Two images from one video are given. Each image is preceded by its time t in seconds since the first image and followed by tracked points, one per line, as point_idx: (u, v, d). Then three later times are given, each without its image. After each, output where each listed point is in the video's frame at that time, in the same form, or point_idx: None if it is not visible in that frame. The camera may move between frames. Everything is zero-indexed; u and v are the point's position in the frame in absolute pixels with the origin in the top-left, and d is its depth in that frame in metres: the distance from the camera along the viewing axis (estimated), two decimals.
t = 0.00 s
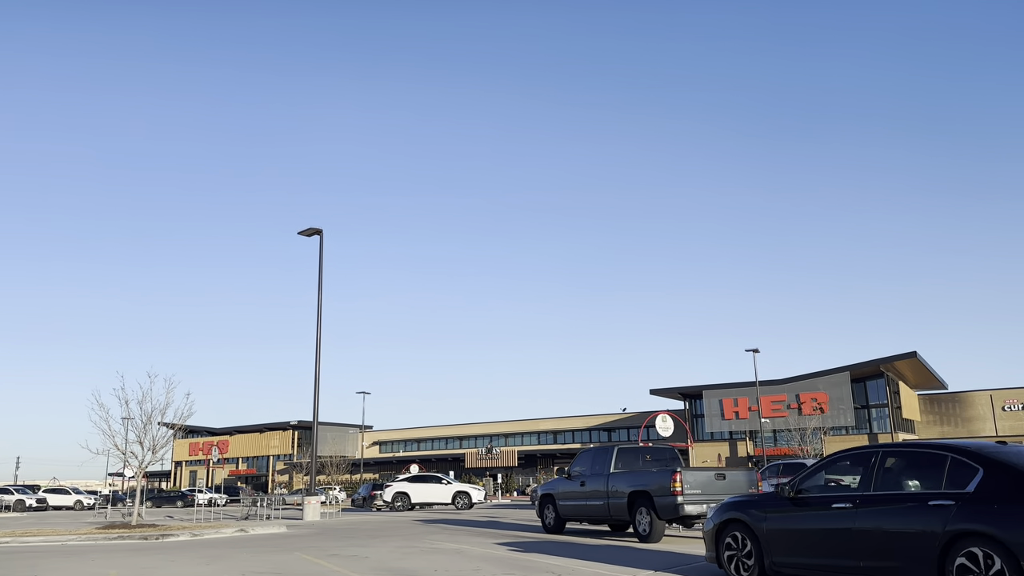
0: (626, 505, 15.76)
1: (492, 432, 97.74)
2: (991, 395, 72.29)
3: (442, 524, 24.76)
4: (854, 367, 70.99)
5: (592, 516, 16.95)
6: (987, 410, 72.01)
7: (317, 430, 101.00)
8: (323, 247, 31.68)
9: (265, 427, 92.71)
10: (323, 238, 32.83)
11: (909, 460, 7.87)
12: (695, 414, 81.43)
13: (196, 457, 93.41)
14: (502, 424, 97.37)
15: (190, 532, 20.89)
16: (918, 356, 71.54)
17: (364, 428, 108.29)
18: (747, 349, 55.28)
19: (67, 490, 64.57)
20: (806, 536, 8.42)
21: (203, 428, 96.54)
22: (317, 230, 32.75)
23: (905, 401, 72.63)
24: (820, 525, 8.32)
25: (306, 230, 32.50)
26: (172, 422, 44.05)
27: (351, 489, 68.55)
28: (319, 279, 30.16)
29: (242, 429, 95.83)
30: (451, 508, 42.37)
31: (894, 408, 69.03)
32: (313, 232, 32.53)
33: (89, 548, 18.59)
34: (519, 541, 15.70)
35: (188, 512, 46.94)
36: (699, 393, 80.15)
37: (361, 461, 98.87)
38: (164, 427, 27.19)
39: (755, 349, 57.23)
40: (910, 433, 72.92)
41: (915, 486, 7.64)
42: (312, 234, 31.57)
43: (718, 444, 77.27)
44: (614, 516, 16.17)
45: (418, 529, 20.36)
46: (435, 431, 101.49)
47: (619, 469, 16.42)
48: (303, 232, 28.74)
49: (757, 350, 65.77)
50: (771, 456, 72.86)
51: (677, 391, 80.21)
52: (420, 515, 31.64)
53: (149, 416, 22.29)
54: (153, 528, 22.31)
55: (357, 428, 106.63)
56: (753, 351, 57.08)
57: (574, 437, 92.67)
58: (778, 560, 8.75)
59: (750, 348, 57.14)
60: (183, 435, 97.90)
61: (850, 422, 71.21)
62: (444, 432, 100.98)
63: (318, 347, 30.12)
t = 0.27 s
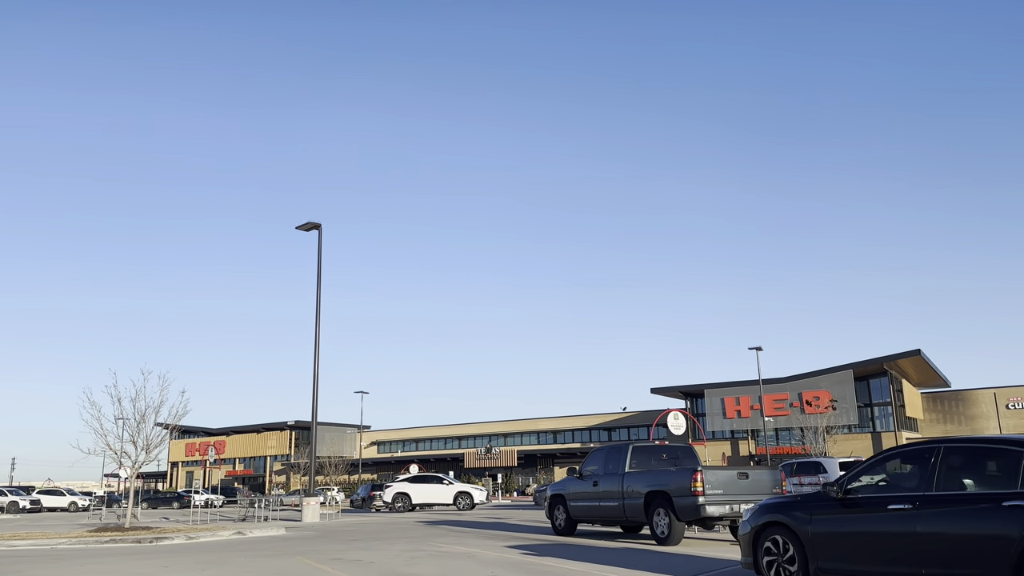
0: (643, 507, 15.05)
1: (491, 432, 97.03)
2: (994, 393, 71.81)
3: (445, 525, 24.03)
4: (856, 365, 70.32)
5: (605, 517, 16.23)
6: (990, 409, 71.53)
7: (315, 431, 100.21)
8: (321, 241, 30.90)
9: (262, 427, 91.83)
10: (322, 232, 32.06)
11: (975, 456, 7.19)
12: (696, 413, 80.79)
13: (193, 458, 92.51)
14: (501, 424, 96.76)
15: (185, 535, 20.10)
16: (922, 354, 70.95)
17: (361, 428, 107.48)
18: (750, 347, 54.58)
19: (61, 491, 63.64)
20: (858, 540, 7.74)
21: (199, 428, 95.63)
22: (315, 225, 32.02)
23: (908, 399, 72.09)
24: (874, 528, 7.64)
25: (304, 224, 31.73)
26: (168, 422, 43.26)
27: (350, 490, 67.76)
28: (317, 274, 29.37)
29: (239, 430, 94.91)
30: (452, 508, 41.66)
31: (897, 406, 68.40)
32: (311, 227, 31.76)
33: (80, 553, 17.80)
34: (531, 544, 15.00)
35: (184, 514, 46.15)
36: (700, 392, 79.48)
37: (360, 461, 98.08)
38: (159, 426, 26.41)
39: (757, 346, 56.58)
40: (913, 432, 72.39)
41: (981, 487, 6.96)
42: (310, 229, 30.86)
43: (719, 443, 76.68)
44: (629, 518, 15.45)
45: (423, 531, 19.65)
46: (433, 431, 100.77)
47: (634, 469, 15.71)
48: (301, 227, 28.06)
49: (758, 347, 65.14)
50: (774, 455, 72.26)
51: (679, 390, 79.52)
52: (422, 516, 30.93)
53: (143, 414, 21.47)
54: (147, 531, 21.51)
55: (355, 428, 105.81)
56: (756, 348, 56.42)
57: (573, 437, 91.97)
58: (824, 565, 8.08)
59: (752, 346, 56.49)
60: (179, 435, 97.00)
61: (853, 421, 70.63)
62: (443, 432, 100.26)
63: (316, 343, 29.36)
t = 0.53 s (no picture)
0: (662, 507, 14.34)
1: (491, 431, 96.36)
2: (999, 389, 71.32)
3: (451, 526, 23.35)
4: (861, 362, 69.72)
5: (621, 518, 15.53)
6: (995, 405, 71.06)
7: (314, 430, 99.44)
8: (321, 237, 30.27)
9: (260, 427, 91.05)
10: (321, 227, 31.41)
11: None
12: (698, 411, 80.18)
13: (191, 458, 91.70)
14: (501, 423, 96.10)
15: (182, 538, 19.31)
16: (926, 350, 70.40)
17: (360, 428, 106.73)
18: (753, 344, 53.84)
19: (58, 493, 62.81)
20: (921, 544, 7.06)
21: (197, 428, 94.84)
22: (315, 219, 31.33)
23: (913, 396, 71.56)
24: (938, 531, 6.96)
25: (302, 219, 31.07)
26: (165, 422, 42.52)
27: (350, 490, 67.02)
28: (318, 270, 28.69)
29: (237, 430, 94.13)
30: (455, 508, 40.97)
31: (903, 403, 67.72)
32: (310, 221, 31.09)
33: (72, 557, 17.06)
34: (545, 547, 14.35)
35: (182, 515, 45.41)
36: (702, 390, 78.86)
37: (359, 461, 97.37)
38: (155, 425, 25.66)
39: (761, 345, 55.87)
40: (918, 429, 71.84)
41: None
42: (309, 223, 30.20)
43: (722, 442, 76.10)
44: (647, 518, 14.76)
45: (429, 533, 18.97)
46: (433, 430, 100.08)
47: (652, 468, 15.03)
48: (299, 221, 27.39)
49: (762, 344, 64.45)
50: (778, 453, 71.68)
51: (680, 388, 78.87)
52: (425, 517, 30.26)
53: (137, 412, 20.70)
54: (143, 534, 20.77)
55: (354, 427, 105.07)
56: (760, 346, 55.72)
57: (574, 436, 91.29)
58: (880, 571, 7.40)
59: (756, 344, 55.80)
60: (176, 435, 96.17)
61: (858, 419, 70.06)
62: (442, 432, 99.57)
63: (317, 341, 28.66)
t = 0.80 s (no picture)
0: (682, 509, 13.65)
1: (492, 431, 95.66)
2: (1005, 387, 70.71)
3: (457, 528, 22.67)
4: (866, 360, 69.06)
5: (639, 520, 14.83)
6: (1001, 403, 70.45)
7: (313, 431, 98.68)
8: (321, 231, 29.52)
9: (259, 428, 90.29)
10: (321, 221, 30.67)
11: None
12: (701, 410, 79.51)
13: (189, 459, 90.92)
14: (502, 423, 95.36)
15: (179, 541, 18.52)
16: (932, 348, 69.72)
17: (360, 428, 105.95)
18: (758, 342, 53.26)
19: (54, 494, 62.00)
20: (996, 550, 6.35)
21: (195, 429, 94.07)
22: (316, 213, 30.60)
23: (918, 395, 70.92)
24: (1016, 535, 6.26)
25: (302, 213, 30.35)
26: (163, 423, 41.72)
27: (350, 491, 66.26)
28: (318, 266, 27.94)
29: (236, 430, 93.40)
30: (457, 509, 40.26)
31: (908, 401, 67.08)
32: (311, 216, 30.37)
33: (63, 562, 16.30)
34: (560, 552, 13.65)
35: (180, 518, 44.67)
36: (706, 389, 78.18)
37: (358, 461, 96.64)
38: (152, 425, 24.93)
39: (766, 344, 55.08)
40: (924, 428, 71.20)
41: None
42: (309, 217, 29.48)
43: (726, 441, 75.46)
44: (666, 520, 14.07)
45: (436, 535, 18.27)
46: (433, 430, 99.35)
47: (671, 467, 14.34)
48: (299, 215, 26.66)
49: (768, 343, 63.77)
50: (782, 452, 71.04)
51: (683, 387, 78.20)
52: (429, 518, 29.53)
53: (132, 411, 19.94)
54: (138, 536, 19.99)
55: (353, 427, 104.32)
56: (765, 345, 54.93)
57: (576, 435, 90.62)
58: None
59: (761, 343, 55.03)
60: (175, 436, 95.35)
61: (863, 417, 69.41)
62: (443, 432, 98.84)
63: (318, 338, 27.92)
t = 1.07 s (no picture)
0: (707, 512, 12.95)
1: (493, 431, 95.01)
2: (1012, 387, 70.05)
3: (464, 530, 22.01)
4: (872, 360, 68.38)
5: (658, 523, 14.16)
6: (1008, 403, 69.79)
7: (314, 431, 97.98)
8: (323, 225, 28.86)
9: (259, 428, 89.63)
10: (323, 216, 29.99)
11: None
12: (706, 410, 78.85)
13: (188, 460, 90.26)
14: (504, 423, 94.72)
15: (177, 544, 17.80)
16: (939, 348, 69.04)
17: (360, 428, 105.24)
18: (764, 342, 52.66)
19: (52, 494, 61.27)
20: None
21: (195, 429, 93.37)
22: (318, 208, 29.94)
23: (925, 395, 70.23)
24: None
25: (304, 207, 29.72)
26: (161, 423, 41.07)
27: (351, 492, 65.50)
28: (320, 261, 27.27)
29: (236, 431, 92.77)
30: (462, 511, 39.60)
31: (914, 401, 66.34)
32: (312, 210, 29.71)
33: (58, 566, 15.58)
34: (578, 558, 12.99)
35: (180, 518, 44.00)
36: (710, 389, 77.50)
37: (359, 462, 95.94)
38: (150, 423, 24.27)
39: (771, 342, 54.43)
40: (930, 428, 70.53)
41: None
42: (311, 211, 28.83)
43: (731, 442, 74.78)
44: (689, 524, 13.39)
45: (445, 538, 17.60)
46: (434, 431, 98.69)
47: (694, 467, 13.67)
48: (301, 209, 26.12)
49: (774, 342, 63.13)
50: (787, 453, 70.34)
51: (687, 387, 77.53)
52: (435, 520, 28.85)
53: (129, 408, 19.22)
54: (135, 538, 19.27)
55: (354, 428, 103.66)
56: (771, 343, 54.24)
57: (578, 436, 89.96)
58: None
59: (767, 342, 54.47)
60: (174, 436, 94.65)
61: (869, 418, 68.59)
62: (444, 432, 98.24)
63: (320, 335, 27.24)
